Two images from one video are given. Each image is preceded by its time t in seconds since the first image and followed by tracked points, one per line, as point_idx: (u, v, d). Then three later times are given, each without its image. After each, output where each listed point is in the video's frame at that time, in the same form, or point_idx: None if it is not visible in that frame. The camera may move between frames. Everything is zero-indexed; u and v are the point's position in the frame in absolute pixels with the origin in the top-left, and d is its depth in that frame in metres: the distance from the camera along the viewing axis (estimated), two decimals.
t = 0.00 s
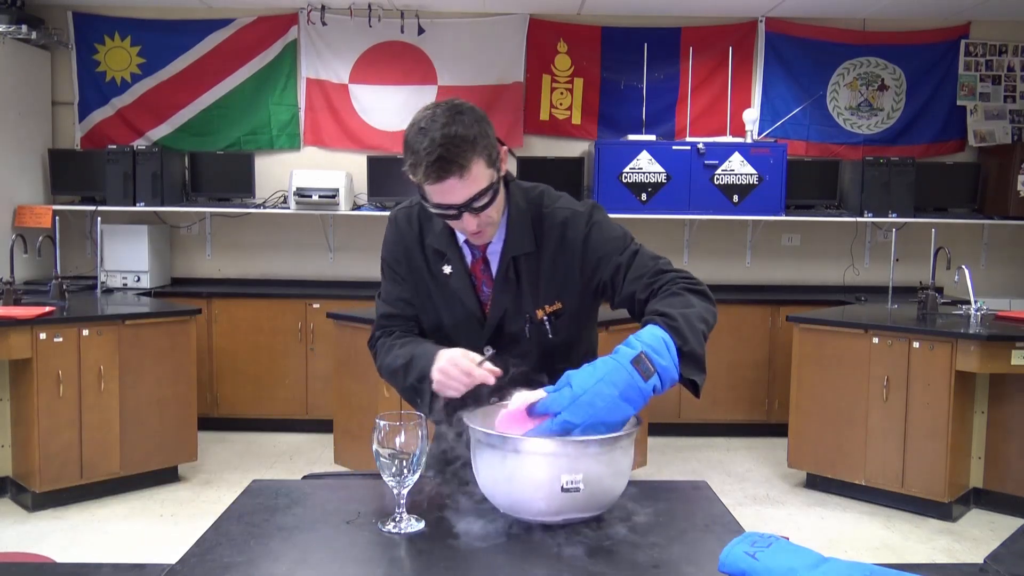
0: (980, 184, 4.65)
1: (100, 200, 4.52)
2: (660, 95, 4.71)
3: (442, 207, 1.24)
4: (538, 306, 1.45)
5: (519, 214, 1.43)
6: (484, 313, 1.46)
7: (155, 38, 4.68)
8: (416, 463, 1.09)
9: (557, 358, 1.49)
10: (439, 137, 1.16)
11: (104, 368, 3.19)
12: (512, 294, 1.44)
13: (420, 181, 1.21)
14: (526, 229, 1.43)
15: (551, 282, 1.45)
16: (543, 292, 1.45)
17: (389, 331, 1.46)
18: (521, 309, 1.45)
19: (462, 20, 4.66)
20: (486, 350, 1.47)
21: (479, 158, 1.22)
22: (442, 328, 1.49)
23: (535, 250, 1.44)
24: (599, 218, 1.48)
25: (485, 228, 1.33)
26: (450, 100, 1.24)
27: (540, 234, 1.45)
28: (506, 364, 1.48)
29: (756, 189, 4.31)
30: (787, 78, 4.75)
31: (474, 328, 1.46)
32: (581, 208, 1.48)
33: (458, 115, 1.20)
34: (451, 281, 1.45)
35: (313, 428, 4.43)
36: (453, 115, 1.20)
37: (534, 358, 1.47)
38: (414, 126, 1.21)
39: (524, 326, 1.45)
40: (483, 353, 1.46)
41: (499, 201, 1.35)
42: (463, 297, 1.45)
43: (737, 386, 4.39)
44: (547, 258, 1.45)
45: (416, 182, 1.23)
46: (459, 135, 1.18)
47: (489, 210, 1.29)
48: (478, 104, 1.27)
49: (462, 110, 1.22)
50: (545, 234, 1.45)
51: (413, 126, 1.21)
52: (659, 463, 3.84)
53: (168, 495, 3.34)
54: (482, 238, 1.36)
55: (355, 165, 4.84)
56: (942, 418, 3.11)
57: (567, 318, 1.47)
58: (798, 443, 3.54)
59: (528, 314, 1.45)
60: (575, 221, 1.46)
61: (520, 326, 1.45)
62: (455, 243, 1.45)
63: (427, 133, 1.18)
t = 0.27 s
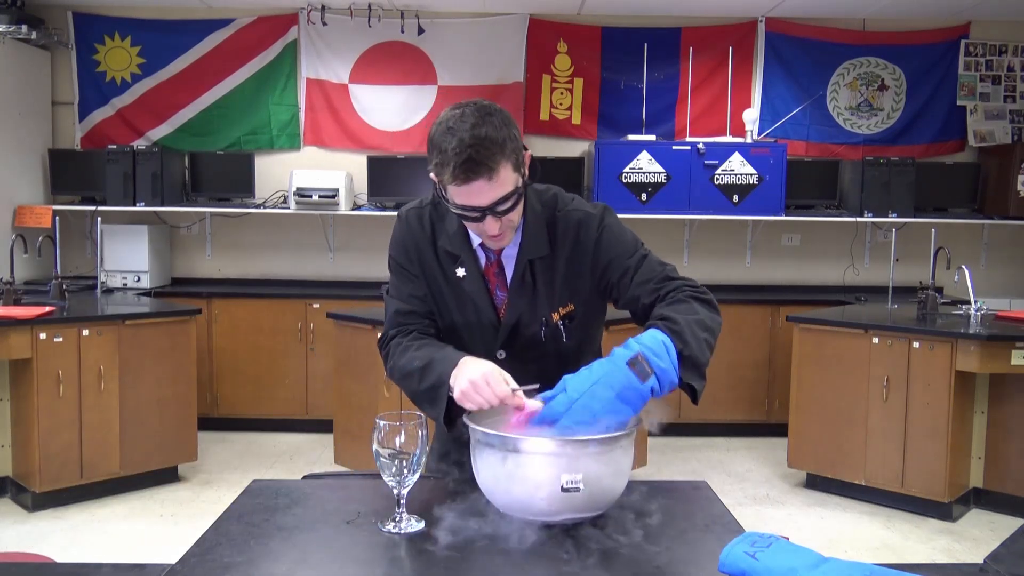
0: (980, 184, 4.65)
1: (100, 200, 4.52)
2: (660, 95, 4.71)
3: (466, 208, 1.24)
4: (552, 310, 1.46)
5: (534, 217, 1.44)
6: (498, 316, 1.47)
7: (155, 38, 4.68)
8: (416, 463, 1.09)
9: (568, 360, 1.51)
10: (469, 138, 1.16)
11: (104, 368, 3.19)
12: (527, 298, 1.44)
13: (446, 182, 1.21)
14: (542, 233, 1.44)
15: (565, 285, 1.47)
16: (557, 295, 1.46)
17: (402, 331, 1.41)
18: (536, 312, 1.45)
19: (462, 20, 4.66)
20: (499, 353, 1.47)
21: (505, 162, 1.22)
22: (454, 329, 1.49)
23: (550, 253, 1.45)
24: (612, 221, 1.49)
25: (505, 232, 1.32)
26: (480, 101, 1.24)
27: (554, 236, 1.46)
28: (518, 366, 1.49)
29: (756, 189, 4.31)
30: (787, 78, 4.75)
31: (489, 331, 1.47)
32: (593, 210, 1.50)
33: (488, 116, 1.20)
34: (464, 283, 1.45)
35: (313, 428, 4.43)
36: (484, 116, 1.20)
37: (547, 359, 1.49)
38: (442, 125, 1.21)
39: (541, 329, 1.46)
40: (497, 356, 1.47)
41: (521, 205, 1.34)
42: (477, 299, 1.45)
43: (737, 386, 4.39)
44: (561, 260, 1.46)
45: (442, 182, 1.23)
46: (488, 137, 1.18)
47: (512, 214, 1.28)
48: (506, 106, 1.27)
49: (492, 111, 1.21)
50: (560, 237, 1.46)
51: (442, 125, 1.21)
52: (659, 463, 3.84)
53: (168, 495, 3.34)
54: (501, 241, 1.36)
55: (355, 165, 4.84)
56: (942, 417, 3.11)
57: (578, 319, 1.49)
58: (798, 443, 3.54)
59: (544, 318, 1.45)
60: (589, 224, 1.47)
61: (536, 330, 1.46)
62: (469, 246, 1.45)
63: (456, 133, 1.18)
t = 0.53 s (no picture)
0: (980, 184, 4.65)
1: (100, 200, 4.53)
2: (660, 95, 4.71)
3: (464, 207, 1.24)
4: (554, 312, 1.46)
5: (536, 219, 1.45)
6: (497, 316, 1.47)
7: (155, 38, 4.68)
8: (416, 463, 1.09)
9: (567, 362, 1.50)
10: (468, 138, 1.16)
11: (104, 368, 3.19)
12: (529, 299, 1.44)
13: (444, 181, 1.21)
14: (545, 234, 1.45)
15: (567, 287, 1.47)
16: (559, 297, 1.46)
17: (403, 330, 1.41)
18: (538, 314, 1.45)
19: (462, 20, 4.66)
20: (498, 353, 1.46)
21: (505, 162, 1.22)
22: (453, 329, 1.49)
23: (553, 255, 1.46)
24: (618, 228, 1.50)
25: (503, 231, 1.33)
26: (479, 101, 1.24)
27: (558, 239, 1.47)
28: (517, 368, 1.48)
29: (756, 189, 4.31)
30: (787, 78, 4.75)
31: (488, 331, 1.47)
32: (599, 215, 1.51)
33: (488, 116, 1.21)
34: (464, 283, 1.45)
35: (313, 428, 4.43)
36: (483, 116, 1.20)
37: (546, 362, 1.49)
38: (443, 124, 1.21)
39: (542, 330, 1.45)
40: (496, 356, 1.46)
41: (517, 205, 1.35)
42: (477, 299, 1.45)
43: (737, 386, 4.39)
44: (564, 264, 1.46)
45: (441, 180, 1.23)
46: (488, 136, 1.18)
47: (508, 214, 1.28)
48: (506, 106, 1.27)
49: (491, 112, 1.22)
50: (564, 239, 1.47)
51: (442, 124, 1.22)
52: (659, 463, 3.84)
53: (168, 495, 3.34)
54: (498, 241, 1.36)
55: (355, 165, 4.84)
56: (942, 417, 3.11)
57: (578, 322, 1.50)
58: (798, 443, 3.54)
59: (545, 320, 1.45)
60: (596, 229, 1.48)
61: (536, 331, 1.45)
62: (469, 246, 1.46)
63: (455, 132, 1.18)
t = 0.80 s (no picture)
0: (980, 184, 4.65)
1: (100, 200, 4.53)
2: (660, 95, 4.71)
3: (463, 207, 1.24)
4: (549, 310, 1.46)
5: (532, 218, 1.46)
6: (493, 316, 1.46)
7: (155, 38, 4.68)
8: (416, 463, 1.09)
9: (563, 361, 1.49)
10: (467, 138, 1.16)
11: (104, 368, 3.19)
12: (524, 297, 1.44)
13: (444, 181, 1.21)
14: (541, 233, 1.46)
15: (562, 285, 1.47)
16: (554, 296, 1.46)
17: (397, 328, 1.41)
18: (533, 312, 1.45)
19: (462, 20, 4.66)
20: (493, 352, 1.46)
21: (504, 163, 1.22)
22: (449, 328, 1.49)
23: (548, 254, 1.46)
24: (613, 229, 1.51)
25: (501, 231, 1.33)
26: (479, 101, 1.24)
27: (554, 238, 1.47)
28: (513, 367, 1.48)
29: (756, 189, 4.31)
30: (787, 78, 4.75)
31: (483, 330, 1.46)
32: (595, 215, 1.51)
33: (487, 117, 1.21)
34: (461, 282, 1.45)
35: (313, 428, 4.43)
36: (482, 117, 1.20)
37: (541, 361, 1.48)
38: (442, 125, 1.21)
39: (537, 329, 1.45)
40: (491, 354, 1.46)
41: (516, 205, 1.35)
42: (473, 298, 1.45)
43: (737, 386, 4.39)
44: (559, 261, 1.46)
45: (441, 180, 1.23)
46: (487, 137, 1.18)
47: (507, 214, 1.28)
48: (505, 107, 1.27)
49: (491, 112, 1.22)
50: (559, 239, 1.47)
51: (441, 125, 1.22)
52: (659, 463, 3.84)
53: (168, 495, 3.34)
54: (497, 240, 1.36)
55: (355, 166, 4.84)
56: (942, 417, 3.11)
57: (574, 322, 1.49)
58: (798, 444, 3.54)
59: (540, 318, 1.45)
60: (591, 229, 1.49)
61: (531, 329, 1.45)
62: (467, 245, 1.46)
63: (455, 132, 1.18)
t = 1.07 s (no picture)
0: (980, 184, 4.65)
1: (100, 200, 4.53)
2: (660, 95, 4.71)
3: (465, 196, 1.23)
4: (548, 308, 1.46)
5: (532, 215, 1.45)
6: (492, 313, 1.46)
7: (155, 38, 4.68)
8: (416, 463, 1.09)
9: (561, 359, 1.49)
10: (471, 126, 1.17)
11: (104, 368, 3.19)
12: (523, 295, 1.44)
13: (446, 170, 1.21)
14: (542, 230, 1.46)
15: (563, 283, 1.47)
16: (554, 293, 1.46)
17: (390, 329, 1.42)
18: (532, 309, 1.45)
19: (462, 20, 4.66)
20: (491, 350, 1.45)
21: (507, 151, 1.22)
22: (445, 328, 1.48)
23: (549, 251, 1.46)
24: (615, 227, 1.51)
25: (503, 223, 1.32)
26: (481, 92, 1.25)
27: (555, 236, 1.47)
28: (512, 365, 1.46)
29: (756, 189, 4.31)
30: (787, 78, 4.75)
31: (482, 327, 1.46)
32: (597, 213, 1.51)
33: (489, 106, 1.21)
34: (461, 280, 1.45)
35: (313, 428, 4.43)
36: (485, 106, 1.20)
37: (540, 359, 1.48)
38: (444, 115, 1.21)
39: (535, 326, 1.45)
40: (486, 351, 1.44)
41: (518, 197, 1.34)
42: (473, 295, 1.45)
43: (737, 386, 4.39)
44: (560, 259, 1.46)
45: (444, 169, 1.23)
46: (490, 126, 1.18)
47: (509, 204, 1.28)
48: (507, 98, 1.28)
49: (493, 102, 1.22)
50: (560, 236, 1.47)
51: (444, 115, 1.22)
52: (659, 463, 3.84)
53: (168, 495, 3.34)
54: (498, 233, 1.35)
55: (355, 166, 4.84)
56: (942, 417, 3.11)
57: (574, 319, 1.49)
58: (799, 444, 3.54)
59: (540, 314, 1.45)
60: (593, 228, 1.49)
61: (530, 326, 1.45)
62: (466, 242, 1.46)
63: (458, 121, 1.18)
